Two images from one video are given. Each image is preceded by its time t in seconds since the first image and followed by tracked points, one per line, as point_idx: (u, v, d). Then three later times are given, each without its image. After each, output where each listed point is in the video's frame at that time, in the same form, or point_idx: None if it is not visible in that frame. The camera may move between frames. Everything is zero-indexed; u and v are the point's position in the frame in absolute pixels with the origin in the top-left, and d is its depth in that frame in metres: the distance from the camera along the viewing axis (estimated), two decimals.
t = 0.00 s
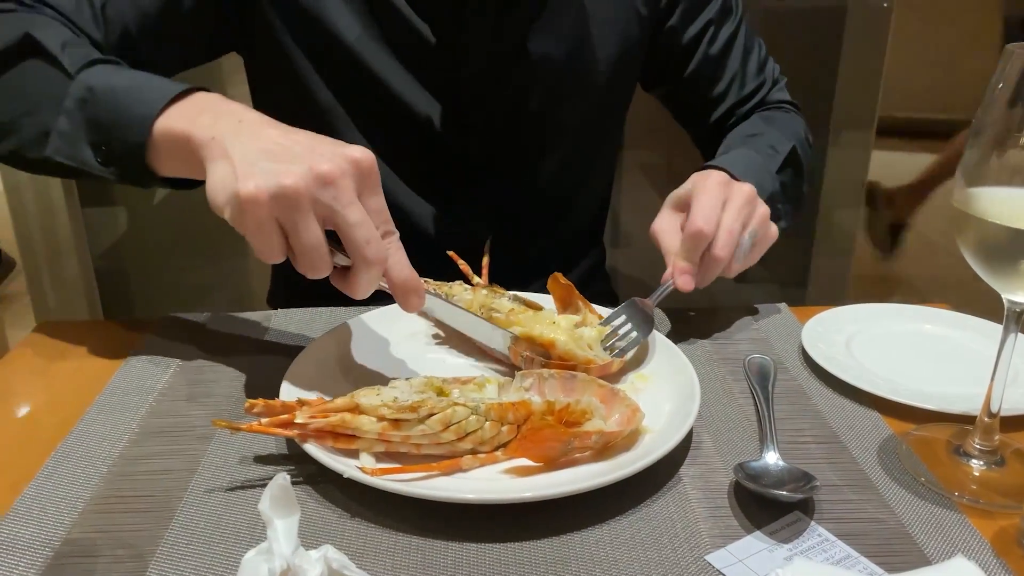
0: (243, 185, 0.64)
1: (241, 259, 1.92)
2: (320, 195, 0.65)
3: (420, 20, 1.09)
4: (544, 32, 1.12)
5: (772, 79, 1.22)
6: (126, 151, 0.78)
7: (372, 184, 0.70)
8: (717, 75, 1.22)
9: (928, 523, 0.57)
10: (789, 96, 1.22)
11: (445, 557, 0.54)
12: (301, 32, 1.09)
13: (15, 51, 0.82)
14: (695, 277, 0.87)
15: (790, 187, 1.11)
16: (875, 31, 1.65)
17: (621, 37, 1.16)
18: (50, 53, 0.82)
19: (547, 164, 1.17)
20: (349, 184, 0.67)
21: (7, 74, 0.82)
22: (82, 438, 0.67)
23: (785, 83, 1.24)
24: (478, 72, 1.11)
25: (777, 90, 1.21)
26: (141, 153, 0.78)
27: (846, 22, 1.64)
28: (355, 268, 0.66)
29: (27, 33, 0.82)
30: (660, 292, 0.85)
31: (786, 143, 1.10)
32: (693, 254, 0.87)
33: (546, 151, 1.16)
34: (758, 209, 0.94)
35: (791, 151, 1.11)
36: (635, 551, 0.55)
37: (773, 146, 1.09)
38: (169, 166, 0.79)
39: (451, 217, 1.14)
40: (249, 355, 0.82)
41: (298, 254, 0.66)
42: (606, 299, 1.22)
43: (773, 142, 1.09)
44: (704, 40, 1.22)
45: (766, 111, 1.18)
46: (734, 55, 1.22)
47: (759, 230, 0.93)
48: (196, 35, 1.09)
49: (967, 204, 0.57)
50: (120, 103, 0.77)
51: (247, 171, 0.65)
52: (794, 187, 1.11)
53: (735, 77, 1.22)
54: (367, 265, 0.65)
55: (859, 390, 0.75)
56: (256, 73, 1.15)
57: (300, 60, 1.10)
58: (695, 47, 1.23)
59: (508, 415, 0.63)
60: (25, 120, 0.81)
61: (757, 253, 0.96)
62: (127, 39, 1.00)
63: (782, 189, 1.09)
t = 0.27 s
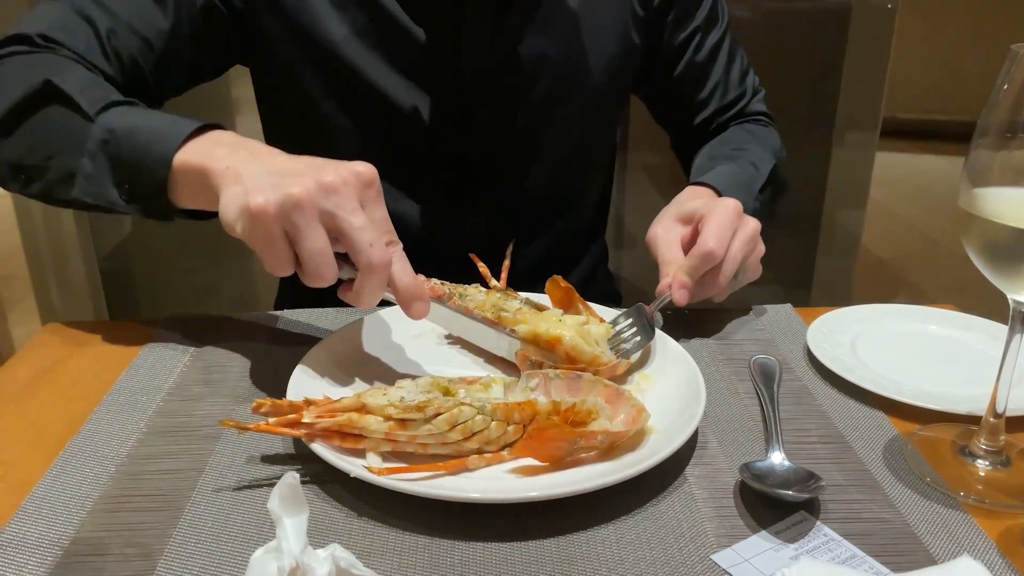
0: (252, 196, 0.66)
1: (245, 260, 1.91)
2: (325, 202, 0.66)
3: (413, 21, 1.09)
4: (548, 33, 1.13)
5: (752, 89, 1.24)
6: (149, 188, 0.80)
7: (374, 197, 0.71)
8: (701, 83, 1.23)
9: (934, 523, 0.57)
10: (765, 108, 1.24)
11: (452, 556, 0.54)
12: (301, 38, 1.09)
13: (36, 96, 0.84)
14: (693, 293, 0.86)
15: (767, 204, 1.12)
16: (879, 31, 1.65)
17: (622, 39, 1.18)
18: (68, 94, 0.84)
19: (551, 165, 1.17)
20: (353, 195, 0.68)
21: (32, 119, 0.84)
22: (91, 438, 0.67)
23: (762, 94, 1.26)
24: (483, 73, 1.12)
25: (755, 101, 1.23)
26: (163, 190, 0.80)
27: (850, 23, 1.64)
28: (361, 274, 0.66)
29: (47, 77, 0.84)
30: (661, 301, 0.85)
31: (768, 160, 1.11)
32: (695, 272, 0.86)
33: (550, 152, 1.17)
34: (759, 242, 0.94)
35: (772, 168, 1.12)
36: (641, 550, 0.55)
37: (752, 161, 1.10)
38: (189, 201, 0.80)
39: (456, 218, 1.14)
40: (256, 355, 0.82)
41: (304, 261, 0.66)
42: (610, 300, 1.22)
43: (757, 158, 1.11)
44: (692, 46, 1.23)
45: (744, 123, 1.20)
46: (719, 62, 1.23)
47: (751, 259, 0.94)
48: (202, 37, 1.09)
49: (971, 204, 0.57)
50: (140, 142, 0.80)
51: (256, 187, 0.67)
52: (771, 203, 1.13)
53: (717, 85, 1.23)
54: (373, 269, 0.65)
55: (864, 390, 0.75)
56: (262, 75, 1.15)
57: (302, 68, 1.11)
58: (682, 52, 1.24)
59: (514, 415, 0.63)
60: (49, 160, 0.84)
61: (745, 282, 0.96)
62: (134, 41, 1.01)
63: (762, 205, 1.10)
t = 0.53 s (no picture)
0: (263, 167, 0.69)
1: (249, 261, 1.92)
2: (338, 173, 0.70)
3: (400, 16, 1.09)
4: (551, 35, 1.13)
5: (746, 89, 1.24)
6: (141, 190, 0.81)
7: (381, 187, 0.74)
8: (696, 83, 1.23)
9: (940, 524, 0.57)
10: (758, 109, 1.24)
11: (455, 557, 0.54)
12: (300, 39, 1.09)
13: (32, 102, 0.85)
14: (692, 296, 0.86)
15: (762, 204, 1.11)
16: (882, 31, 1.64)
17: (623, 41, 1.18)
18: (66, 100, 0.85)
19: (554, 167, 1.17)
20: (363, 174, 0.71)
21: (26, 124, 0.85)
22: (95, 439, 0.67)
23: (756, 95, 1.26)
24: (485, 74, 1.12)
25: (749, 101, 1.23)
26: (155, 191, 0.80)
27: (853, 23, 1.64)
28: (371, 243, 0.66)
29: (45, 83, 0.85)
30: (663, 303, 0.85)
31: (763, 161, 1.11)
32: (696, 276, 0.86)
33: (553, 153, 1.17)
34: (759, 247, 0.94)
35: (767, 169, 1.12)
36: (645, 551, 0.55)
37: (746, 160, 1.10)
38: (179, 199, 0.80)
39: (459, 219, 1.14)
40: (260, 355, 0.82)
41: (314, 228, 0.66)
42: (614, 301, 1.22)
43: (752, 158, 1.11)
44: (688, 47, 1.23)
45: (738, 123, 1.20)
46: (713, 63, 1.24)
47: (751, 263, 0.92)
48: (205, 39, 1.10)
49: (977, 204, 0.57)
50: (135, 146, 0.80)
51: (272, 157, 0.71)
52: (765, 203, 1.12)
53: (712, 86, 1.23)
54: (384, 236, 0.66)
55: (869, 390, 0.74)
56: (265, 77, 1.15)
57: (302, 66, 1.10)
58: (677, 53, 1.24)
59: (519, 415, 0.63)
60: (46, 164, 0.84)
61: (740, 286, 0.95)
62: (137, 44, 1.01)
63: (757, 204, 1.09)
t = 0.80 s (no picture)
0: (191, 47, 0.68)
1: (250, 263, 1.98)
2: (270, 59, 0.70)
3: (412, 22, 1.09)
4: (555, 36, 1.13)
5: (756, 91, 1.24)
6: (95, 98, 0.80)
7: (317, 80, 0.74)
8: (704, 86, 1.23)
9: (942, 525, 0.57)
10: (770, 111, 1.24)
11: (459, 559, 0.54)
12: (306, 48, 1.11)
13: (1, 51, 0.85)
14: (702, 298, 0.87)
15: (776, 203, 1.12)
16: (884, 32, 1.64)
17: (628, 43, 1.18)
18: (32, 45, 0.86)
19: (557, 168, 1.17)
20: (297, 62, 0.71)
21: None
22: (98, 440, 0.68)
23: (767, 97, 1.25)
24: (488, 76, 1.12)
25: (760, 102, 1.23)
26: (108, 95, 0.80)
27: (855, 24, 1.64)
28: (298, 132, 0.66)
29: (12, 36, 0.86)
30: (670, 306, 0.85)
31: (774, 159, 1.11)
32: (705, 279, 0.87)
33: (555, 155, 1.17)
34: (770, 244, 0.93)
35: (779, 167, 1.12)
36: (647, 552, 0.55)
37: (760, 159, 1.10)
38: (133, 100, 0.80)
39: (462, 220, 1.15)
40: (264, 357, 0.83)
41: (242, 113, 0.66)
42: (616, 302, 1.22)
43: (764, 157, 1.11)
44: (696, 49, 1.22)
45: (749, 124, 1.19)
46: (721, 65, 1.23)
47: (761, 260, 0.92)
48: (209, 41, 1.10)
49: (977, 204, 0.57)
50: (84, 60, 0.79)
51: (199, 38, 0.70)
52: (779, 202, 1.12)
53: (721, 87, 1.22)
54: (311, 124, 0.66)
55: (871, 391, 0.74)
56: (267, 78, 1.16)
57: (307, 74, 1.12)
58: (685, 55, 1.24)
59: (521, 416, 0.63)
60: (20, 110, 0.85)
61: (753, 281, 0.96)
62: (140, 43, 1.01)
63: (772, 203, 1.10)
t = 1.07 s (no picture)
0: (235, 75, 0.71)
1: (251, 265, 1.97)
2: (310, 94, 0.72)
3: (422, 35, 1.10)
4: (556, 40, 1.13)
5: (761, 97, 1.24)
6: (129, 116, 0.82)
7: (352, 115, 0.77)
8: (707, 91, 1.23)
9: (939, 527, 0.57)
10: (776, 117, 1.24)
11: (457, 562, 0.55)
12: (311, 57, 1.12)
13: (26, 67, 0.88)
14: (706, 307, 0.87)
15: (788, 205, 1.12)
16: (885, 33, 1.64)
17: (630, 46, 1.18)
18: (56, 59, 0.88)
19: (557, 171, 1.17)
20: (335, 99, 0.74)
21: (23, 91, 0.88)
22: (99, 443, 0.68)
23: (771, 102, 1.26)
24: (489, 80, 1.12)
25: (765, 108, 1.23)
26: (142, 112, 0.82)
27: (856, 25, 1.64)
28: (333, 166, 0.69)
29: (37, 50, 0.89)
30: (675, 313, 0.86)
31: (785, 161, 1.11)
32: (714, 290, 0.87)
33: (555, 158, 1.17)
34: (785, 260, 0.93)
35: (791, 170, 1.12)
36: (644, 555, 0.55)
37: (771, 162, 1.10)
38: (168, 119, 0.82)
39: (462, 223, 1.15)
40: (264, 360, 0.83)
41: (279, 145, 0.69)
42: (616, 304, 1.22)
43: (774, 159, 1.11)
44: (699, 54, 1.23)
45: (755, 129, 1.19)
46: (725, 71, 1.24)
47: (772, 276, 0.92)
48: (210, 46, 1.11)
49: (973, 208, 0.57)
50: (115, 79, 0.81)
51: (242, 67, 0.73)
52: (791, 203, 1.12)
53: (725, 93, 1.23)
54: (345, 160, 0.69)
55: (869, 393, 0.75)
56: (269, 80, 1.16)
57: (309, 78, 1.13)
58: (688, 60, 1.24)
59: (519, 420, 0.63)
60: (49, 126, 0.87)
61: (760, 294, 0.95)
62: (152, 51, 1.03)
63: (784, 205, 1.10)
